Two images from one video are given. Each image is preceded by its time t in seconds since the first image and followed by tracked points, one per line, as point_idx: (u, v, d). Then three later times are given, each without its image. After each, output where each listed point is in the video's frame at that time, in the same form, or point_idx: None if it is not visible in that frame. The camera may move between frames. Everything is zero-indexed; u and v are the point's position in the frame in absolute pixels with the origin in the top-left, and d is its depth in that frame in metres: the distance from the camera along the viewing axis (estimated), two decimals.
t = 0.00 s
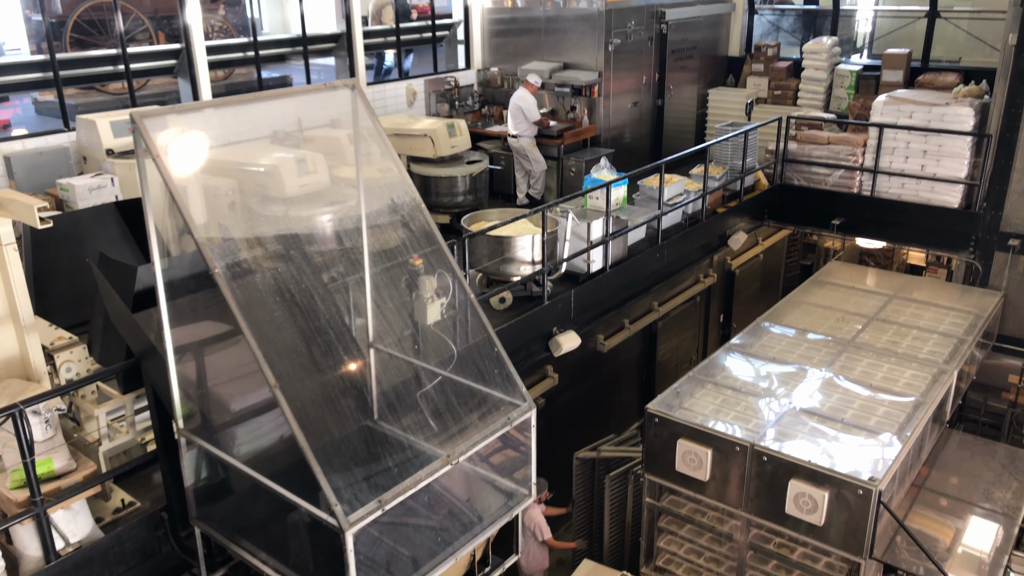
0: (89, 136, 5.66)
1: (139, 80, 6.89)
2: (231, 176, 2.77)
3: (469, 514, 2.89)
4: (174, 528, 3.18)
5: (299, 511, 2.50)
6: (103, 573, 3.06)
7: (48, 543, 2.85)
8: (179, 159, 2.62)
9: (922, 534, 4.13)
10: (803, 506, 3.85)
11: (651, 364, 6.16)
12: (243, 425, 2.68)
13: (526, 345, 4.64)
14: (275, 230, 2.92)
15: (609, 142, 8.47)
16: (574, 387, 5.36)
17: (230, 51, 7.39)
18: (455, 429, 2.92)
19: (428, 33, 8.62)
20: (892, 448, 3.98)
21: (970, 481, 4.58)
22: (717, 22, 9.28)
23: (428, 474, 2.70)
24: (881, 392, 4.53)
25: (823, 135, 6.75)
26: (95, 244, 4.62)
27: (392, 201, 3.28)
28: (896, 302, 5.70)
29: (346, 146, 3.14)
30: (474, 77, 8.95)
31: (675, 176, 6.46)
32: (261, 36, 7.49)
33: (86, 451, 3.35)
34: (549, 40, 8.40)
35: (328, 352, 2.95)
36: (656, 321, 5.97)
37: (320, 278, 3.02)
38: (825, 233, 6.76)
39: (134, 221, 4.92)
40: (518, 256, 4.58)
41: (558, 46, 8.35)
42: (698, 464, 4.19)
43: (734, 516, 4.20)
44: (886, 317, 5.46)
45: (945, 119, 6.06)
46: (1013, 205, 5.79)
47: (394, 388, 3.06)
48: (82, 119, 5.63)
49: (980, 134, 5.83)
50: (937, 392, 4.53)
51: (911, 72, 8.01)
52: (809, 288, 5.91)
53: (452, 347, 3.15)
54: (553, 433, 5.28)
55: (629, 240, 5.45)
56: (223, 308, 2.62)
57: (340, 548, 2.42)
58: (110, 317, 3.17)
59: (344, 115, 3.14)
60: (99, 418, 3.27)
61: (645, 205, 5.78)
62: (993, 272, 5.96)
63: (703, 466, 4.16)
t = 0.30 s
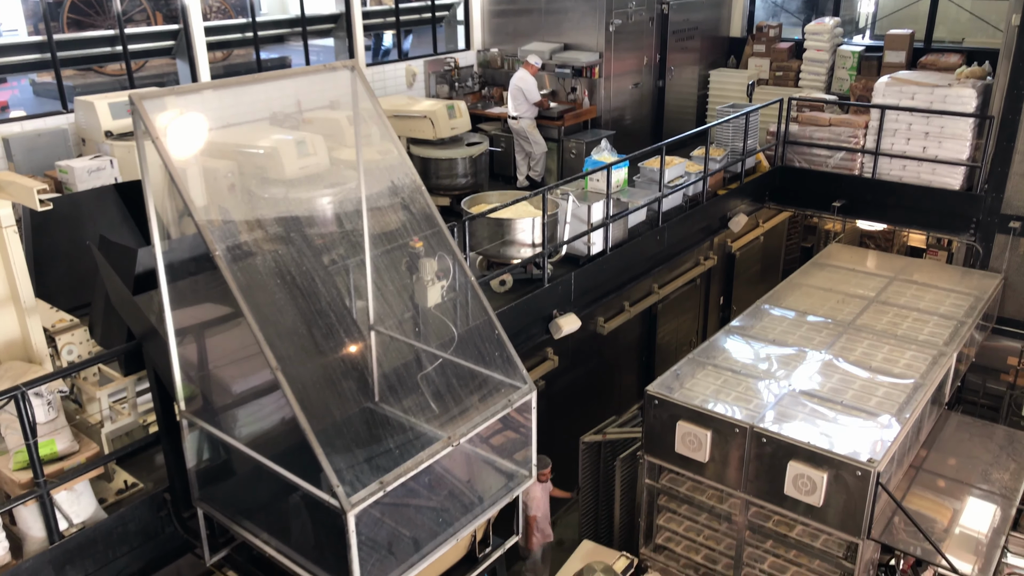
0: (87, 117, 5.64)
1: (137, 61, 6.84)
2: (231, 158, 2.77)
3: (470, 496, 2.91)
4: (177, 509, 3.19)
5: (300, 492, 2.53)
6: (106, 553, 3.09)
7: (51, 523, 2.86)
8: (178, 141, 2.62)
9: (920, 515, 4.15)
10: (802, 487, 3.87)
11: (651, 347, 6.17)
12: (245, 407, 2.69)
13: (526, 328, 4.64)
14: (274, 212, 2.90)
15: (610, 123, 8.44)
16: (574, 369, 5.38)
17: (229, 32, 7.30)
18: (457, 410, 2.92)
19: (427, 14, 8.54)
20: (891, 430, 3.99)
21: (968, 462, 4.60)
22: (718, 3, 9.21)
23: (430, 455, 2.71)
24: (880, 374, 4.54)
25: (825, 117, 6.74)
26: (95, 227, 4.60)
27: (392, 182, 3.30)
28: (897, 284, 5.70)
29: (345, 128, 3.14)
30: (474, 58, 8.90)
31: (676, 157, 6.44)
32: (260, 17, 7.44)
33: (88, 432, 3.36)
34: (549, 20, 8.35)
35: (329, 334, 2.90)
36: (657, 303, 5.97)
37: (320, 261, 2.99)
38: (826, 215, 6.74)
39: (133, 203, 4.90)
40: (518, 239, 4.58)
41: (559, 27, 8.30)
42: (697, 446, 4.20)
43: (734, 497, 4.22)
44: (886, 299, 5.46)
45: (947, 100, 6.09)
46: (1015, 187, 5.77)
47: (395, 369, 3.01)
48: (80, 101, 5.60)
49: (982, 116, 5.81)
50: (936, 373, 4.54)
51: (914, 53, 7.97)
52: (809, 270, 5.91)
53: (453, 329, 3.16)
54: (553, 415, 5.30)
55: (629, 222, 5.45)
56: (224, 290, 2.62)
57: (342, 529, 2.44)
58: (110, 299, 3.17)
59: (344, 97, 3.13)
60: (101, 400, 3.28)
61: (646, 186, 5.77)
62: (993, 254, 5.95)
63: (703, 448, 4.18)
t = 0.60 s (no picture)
0: (88, 100, 5.62)
1: (137, 43, 6.81)
2: (232, 140, 2.76)
3: (472, 477, 2.91)
4: (182, 490, 3.25)
5: (304, 474, 2.53)
6: (111, 534, 3.11)
7: (57, 503, 2.89)
8: (178, 123, 2.60)
9: (920, 497, 4.17)
10: (802, 470, 3.89)
11: (653, 330, 6.17)
12: (248, 389, 2.70)
13: (529, 311, 4.65)
14: (277, 195, 2.93)
15: (613, 105, 8.40)
16: (576, 352, 5.39)
17: (229, 13, 7.20)
18: (459, 392, 2.93)
19: None
20: (891, 413, 4.01)
21: (969, 444, 4.62)
22: None
23: (432, 437, 2.72)
24: (881, 356, 4.55)
25: (828, 99, 6.70)
26: (96, 209, 4.57)
27: (394, 165, 3.27)
28: (899, 266, 5.69)
29: (347, 110, 3.12)
30: (475, 40, 8.86)
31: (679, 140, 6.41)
32: None
33: (92, 414, 3.38)
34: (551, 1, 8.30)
35: (332, 316, 2.94)
36: (658, 286, 5.96)
37: (322, 243, 3.02)
38: (830, 197, 6.71)
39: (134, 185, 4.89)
40: (520, 222, 4.57)
41: (561, 8, 8.24)
42: (698, 429, 4.22)
43: (734, 479, 4.24)
44: (888, 282, 5.46)
45: (951, 82, 6.00)
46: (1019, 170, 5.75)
47: (398, 352, 3.05)
48: (80, 83, 5.59)
49: (987, 98, 5.78)
50: (938, 356, 4.55)
51: (919, 34, 7.91)
52: (812, 253, 5.90)
53: (455, 312, 3.19)
54: (556, 398, 5.31)
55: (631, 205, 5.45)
56: (227, 273, 2.63)
57: (345, 511, 2.45)
58: (113, 281, 3.18)
59: (345, 78, 3.11)
60: (104, 381, 3.28)
61: (649, 169, 5.76)
62: (996, 237, 5.95)
63: (704, 431, 4.19)
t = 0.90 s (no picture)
0: (94, 81, 5.62)
1: (142, 24, 6.79)
2: (238, 122, 2.75)
3: (479, 458, 2.91)
4: (191, 470, 3.27)
5: (313, 455, 2.55)
6: (122, 513, 3.15)
7: (68, 483, 2.92)
8: (185, 105, 2.59)
9: (925, 479, 4.18)
10: (808, 452, 3.90)
11: (659, 313, 6.18)
12: (257, 370, 2.72)
13: (535, 293, 4.66)
14: (284, 176, 2.95)
15: (620, 87, 8.35)
16: (582, 335, 5.40)
17: None
18: (466, 374, 2.93)
19: None
20: (897, 395, 4.01)
21: (975, 427, 4.62)
22: None
23: (439, 419, 2.71)
24: (887, 339, 4.54)
25: (837, 80, 6.64)
26: (103, 190, 4.58)
27: (401, 147, 3.27)
28: (907, 249, 5.67)
29: (353, 92, 3.12)
30: (482, 20, 8.80)
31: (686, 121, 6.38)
32: None
33: (102, 395, 3.38)
34: None
35: (340, 298, 3.00)
36: (664, 269, 5.95)
37: (329, 225, 3.05)
38: (837, 180, 6.68)
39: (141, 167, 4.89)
40: (527, 205, 4.57)
41: None
42: (704, 411, 4.23)
43: (740, 461, 4.25)
44: (896, 265, 5.44)
45: (962, 63, 5.98)
46: None
47: (404, 334, 3.12)
48: (86, 64, 5.58)
49: (997, 80, 5.74)
50: (945, 339, 4.53)
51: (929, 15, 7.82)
52: (819, 236, 5.89)
53: (462, 294, 3.15)
54: (561, 380, 5.33)
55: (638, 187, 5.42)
56: (234, 255, 2.64)
57: (354, 491, 2.46)
58: (121, 263, 3.18)
59: (351, 60, 3.09)
60: (114, 363, 3.27)
61: (656, 151, 5.75)
62: (1006, 219, 5.94)
63: (710, 413, 4.20)
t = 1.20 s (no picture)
0: (108, 62, 5.62)
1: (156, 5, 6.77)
2: (251, 104, 2.75)
3: (491, 440, 2.93)
4: (205, 449, 3.31)
5: (327, 435, 2.57)
6: (139, 490, 3.18)
7: (85, 460, 2.95)
8: (199, 86, 2.59)
9: (938, 465, 4.17)
10: (820, 436, 3.89)
11: (672, 296, 6.16)
12: (271, 350, 2.73)
13: (548, 276, 4.67)
14: (297, 157, 2.94)
15: (634, 68, 8.29)
16: (595, 318, 5.39)
17: None
18: (478, 355, 2.94)
19: None
20: (910, 380, 4.00)
21: (989, 414, 4.60)
22: None
23: (452, 400, 2.72)
24: (902, 324, 4.52)
25: (854, 63, 6.55)
26: (118, 171, 4.60)
27: (414, 128, 3.25)
28: (922, 234, 5.62)
29: (366, 73, 3.11)
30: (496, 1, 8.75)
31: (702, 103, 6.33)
32: None
33: (117, 373, 3.40)
34: None
35: (352, 279, 3.00)
36: (678, 253, 5.93)
37: (343, 207, 3.06)
38: (853, 163, 6.63)
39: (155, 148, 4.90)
40: (540, 187, 4.55)
41: None
42: (717, 395, 4.23)
43: (752, 446, 4.25)
44: (911, 249, 5.39)
45: (982, 45, 5.85)
46: None
47: (418, 315, 3.10)
48: (100, 45, 5.59)
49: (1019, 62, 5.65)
50: (960, 324, 4.50)
51: None
52: (834, 220, 5.84)
53: (474, 276, 3.17)
54: (574, 364, 5.34)
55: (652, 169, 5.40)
56: (249, 236, 2.64)
57: (366, 471, 2.48)
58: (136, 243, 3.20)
59: (364, 41, 3.09)
60: (130, 342, 3.32)
61: (671, 133, 5.71)
62: None
63: (722, 396, 4.20)
